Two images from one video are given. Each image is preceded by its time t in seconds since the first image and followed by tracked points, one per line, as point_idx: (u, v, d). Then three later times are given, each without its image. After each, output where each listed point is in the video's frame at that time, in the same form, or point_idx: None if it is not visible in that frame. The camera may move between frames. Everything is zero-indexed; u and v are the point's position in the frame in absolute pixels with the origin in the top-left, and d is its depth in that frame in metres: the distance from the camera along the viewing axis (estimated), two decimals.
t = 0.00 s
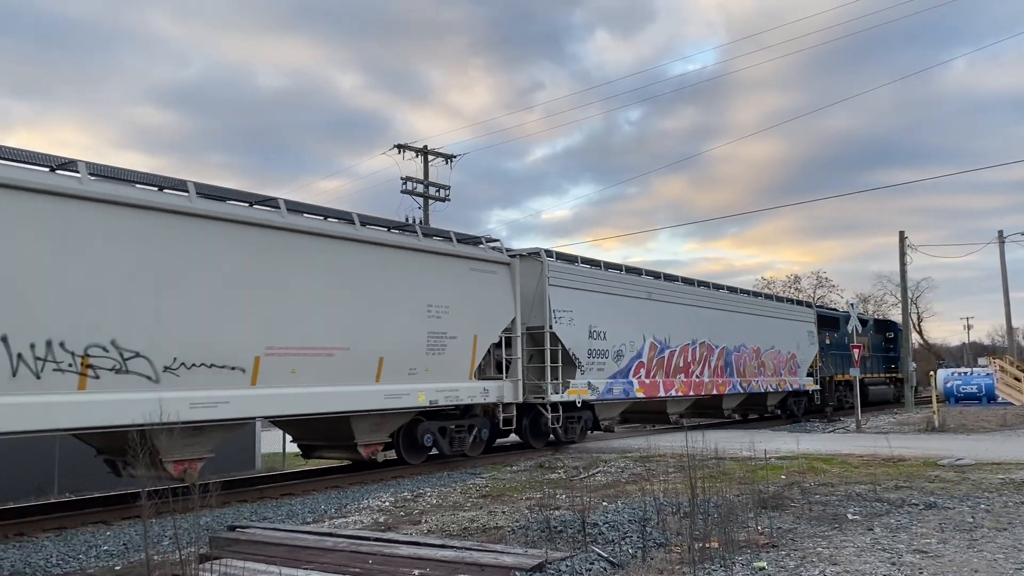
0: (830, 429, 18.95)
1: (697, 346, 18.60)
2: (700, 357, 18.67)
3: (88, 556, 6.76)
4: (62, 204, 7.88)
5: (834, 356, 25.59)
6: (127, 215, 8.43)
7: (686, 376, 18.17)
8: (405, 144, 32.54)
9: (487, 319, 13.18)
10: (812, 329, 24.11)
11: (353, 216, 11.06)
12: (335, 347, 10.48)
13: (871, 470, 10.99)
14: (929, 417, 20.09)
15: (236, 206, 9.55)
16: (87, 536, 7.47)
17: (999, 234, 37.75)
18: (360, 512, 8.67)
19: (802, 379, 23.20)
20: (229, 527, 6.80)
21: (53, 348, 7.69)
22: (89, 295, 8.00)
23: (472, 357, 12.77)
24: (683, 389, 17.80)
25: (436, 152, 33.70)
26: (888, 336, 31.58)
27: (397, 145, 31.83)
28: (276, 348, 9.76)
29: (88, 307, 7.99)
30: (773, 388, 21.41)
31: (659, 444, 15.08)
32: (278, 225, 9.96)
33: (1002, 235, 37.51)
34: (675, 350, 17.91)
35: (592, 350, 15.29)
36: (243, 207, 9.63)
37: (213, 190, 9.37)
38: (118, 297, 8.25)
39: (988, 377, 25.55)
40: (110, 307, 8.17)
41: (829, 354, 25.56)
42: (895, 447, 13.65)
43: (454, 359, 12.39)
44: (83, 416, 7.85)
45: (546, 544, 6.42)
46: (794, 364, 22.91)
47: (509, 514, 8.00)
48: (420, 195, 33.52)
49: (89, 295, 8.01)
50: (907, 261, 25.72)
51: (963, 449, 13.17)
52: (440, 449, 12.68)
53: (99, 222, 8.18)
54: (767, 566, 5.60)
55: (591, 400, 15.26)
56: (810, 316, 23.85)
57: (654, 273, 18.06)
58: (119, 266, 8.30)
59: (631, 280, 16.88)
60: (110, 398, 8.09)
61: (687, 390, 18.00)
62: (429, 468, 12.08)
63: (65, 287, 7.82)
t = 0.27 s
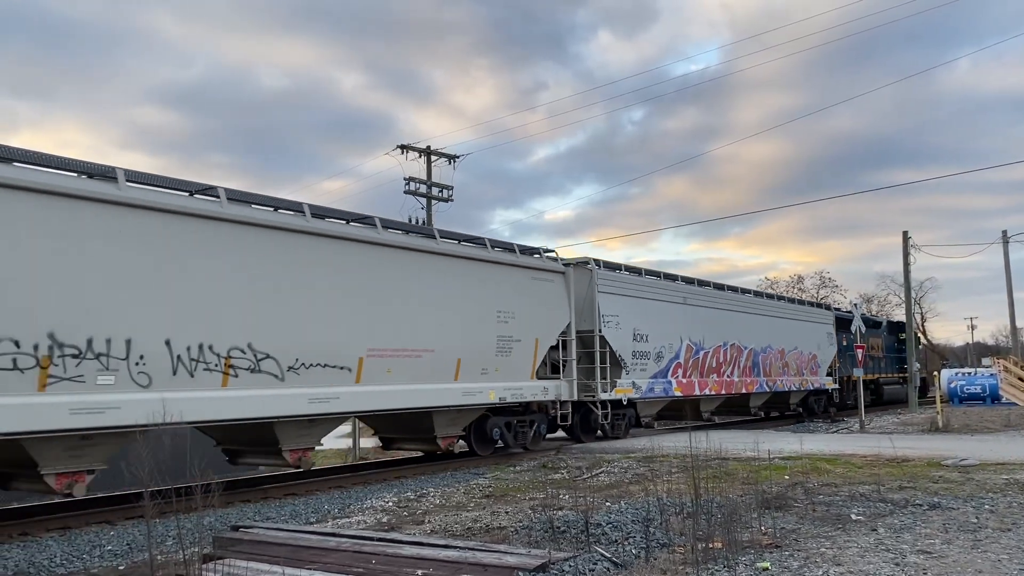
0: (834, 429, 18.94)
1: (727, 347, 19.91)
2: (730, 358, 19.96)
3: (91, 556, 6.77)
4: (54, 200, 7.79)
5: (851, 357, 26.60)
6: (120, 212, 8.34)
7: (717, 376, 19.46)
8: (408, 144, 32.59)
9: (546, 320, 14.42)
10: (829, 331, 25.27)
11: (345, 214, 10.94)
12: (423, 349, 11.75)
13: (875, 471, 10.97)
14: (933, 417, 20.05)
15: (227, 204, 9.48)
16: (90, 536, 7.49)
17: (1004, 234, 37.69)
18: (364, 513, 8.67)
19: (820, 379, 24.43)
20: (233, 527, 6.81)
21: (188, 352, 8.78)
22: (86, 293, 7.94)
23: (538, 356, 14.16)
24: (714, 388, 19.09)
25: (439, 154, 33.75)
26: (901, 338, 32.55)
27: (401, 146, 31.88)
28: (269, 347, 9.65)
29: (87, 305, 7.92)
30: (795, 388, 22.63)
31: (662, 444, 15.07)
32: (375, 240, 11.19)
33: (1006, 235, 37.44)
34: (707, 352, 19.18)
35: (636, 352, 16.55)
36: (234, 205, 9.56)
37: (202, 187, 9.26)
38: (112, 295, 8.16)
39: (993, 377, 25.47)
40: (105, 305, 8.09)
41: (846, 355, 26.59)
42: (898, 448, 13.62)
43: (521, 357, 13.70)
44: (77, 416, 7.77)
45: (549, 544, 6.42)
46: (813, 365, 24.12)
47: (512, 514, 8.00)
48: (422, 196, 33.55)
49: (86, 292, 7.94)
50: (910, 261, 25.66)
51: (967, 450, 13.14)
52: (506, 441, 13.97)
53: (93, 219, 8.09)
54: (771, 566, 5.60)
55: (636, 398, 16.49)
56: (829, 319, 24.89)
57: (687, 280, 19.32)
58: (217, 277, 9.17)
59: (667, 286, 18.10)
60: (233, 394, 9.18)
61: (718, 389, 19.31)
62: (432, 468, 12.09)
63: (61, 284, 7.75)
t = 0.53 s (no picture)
0: (837, 429, 18.88)
1: (755, 348, 20.88)
2: (759, 358, 20.93)
3: (95, 556, 6.78)
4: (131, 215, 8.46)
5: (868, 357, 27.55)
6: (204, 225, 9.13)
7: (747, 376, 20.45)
8: (410, 145, 32.61)
9: (596, 323, 15.52)
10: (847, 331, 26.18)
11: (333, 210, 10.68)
12: (493, 350, 12.89)
13: (878, 471, 10.95)
14: (936, 417, 20.01)
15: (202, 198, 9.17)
16: (94, 536, 7.50)
17: (1007, 234, 37.62)
18: (366, 513, 8.67)
19: (837, 377, 25.39)
20: (235, 527, 6.81)
21: (307, 353, 10.05)
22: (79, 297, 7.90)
23: (592, 356, 15.29)
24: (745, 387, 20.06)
25: (441, 154, 33.77)
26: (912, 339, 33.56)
27: (403, 147, 31.92)
28: (274, 345, 9.68)
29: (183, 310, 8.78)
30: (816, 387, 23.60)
31: (665, 444, 15.06)
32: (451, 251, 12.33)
33: (1009, 235, 37.36)
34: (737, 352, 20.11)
35: (674, 353, 17.48)
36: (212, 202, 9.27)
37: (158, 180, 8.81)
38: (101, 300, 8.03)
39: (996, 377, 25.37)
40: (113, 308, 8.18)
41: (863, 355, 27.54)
42: (901, 448, 13.60)
43: (575, 358, 14.83)
44: (102, 416, 7.97)
45: (552, 544, 6.42)
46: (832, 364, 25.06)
47: (515, 515, 8.00)
48: (425, 196, 33.59)
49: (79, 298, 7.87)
50: (913, 261, 25.62)
51: (970, 450, 13.10)
52: (561, 436, 15.26)
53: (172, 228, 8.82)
54: (774, 566, 5.60)
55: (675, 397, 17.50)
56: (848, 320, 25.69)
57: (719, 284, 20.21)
58: (309, 286, 10.20)
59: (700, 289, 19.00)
60: (344, 392, 10.44)
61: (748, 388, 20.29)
62: (434, 468, 12.09)
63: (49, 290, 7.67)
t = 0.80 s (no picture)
0: (838, 429, 18.80)
1: (779, 349, 22.02)
2: (783, 359, 22.11)
3: (97, 556, 6.79)
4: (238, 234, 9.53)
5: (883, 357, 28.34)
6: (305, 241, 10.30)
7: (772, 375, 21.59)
8: (413, 144, 32.64)
9: (639, 328, 16.71)
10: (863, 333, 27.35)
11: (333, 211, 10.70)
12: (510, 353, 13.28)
13: (880, 471, 10.93)
14: (938, 417, 19.97)
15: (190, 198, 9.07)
16: (96, 536, 7.52)
17: (1011, 234, 37.56)
18: (368, 513, 8.67)
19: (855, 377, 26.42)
20: (238, 527, 6.82)
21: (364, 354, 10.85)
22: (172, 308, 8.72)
23: (637, 356, 16.58)
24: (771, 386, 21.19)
25: (443, 154, 33.82)
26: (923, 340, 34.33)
27: (405, 147, 31.95)
28: (291, 346, 9.93)
29: (291, 317, 9.97)
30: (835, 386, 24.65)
31: (667, 444, 15.04)
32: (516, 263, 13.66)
33: (1012, 235, 37.29)
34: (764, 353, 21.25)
35: (706, 354, 18.64)
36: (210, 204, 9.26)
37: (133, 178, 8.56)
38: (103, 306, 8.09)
39: (999, 377, 25.29)
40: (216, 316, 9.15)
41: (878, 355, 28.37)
42: (904, 448, 13.57)
43: (620, 359, 16.09)
44: (211, 411, 8.98)
45: (554, 544, 6.43)
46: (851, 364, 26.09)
47: (517, 515, 8.00)
48: (427, 196, 33.64)
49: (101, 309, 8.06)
50: (915, 260, 25.57)
51: (973, 450, 13.07)
52: (606, 431, 16.51)
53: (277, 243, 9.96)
54: (776, 566, 5.60)
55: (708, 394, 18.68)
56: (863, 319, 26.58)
57: (749, 288, 21.28)
58: (396, 295, 11.43)
59: (728, 294, 20.13)
60: (360, 392, 10.71)
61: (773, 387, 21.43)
62: (436, 468, 12.09)
63: (68, 302, 7.79)
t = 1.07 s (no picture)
0: (840, 429, 18.73)
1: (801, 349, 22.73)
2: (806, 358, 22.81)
3: (100, 556, 6.81)
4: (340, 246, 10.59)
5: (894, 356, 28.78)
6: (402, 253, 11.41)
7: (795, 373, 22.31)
8: (414, 144, 32.65)
9: (677, 329, 17.62)
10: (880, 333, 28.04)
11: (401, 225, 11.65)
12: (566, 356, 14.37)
13: (883, 471, 10.91)
14: (941, 417, 19.94)
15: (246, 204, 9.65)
16: (99, 536, 7.53)
17: (1013, 233, 37.49)
18: (370, 513, 8.68)
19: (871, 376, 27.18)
20: (240, 527, 6.83)
21: (443, 355, 11.92)
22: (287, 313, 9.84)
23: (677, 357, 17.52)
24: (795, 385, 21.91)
25: (444, 154, 33.82)
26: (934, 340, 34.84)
27: (407, 147, 32.00)
28: (386, 348, 11.04)
29: (386, 322, 11.08)
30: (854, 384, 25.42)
31: (669, 444, 15.03)
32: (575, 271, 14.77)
33: (1015, 234, 37.24)
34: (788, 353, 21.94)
35: (736, 355, 19.36)
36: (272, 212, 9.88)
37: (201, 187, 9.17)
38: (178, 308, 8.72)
39: (1001, 376, 25.22)
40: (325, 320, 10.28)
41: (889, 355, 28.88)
42: (906, 447, 13.54)
43: (663, 359, 17.03)
44: (320, 406, 10.07)
45: (556, 544, 6.43)
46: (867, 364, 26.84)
47: (519, 514, 7.99)
48: (428, 196, 33.66)
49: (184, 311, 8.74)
50: (917, 259, 25.53)
51: (975, 449, 13.03)
52: (647, 427, 17.42)
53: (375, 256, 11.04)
54: (778, 566, 5.59)
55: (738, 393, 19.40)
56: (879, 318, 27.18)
57: (773, 291, 22.09)
58: (471, 301, 12.51)
59: (755, 297, 20.75)
60: (441, 390, 11.80)
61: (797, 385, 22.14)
62: (438, 468, 12.09)
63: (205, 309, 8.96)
